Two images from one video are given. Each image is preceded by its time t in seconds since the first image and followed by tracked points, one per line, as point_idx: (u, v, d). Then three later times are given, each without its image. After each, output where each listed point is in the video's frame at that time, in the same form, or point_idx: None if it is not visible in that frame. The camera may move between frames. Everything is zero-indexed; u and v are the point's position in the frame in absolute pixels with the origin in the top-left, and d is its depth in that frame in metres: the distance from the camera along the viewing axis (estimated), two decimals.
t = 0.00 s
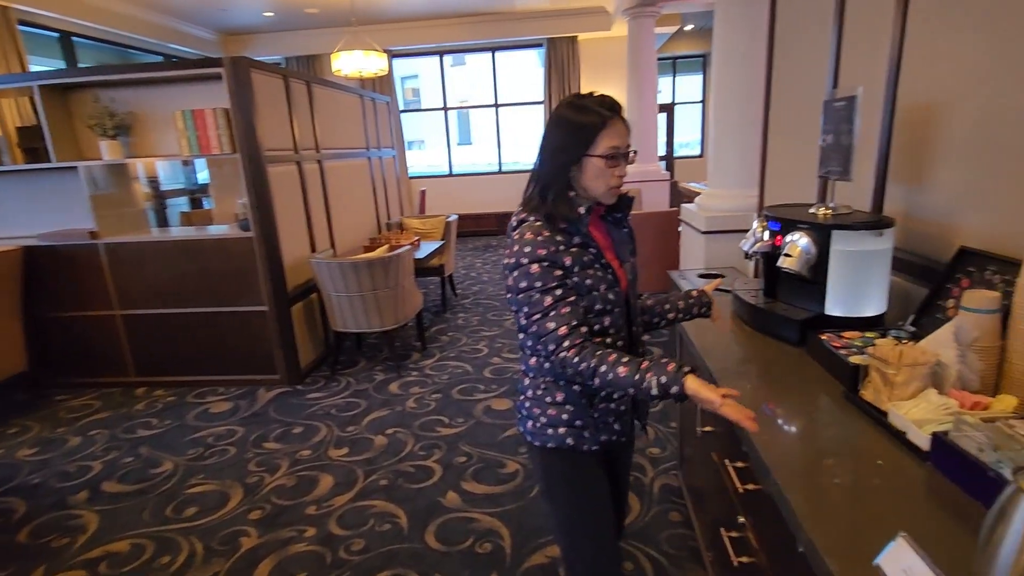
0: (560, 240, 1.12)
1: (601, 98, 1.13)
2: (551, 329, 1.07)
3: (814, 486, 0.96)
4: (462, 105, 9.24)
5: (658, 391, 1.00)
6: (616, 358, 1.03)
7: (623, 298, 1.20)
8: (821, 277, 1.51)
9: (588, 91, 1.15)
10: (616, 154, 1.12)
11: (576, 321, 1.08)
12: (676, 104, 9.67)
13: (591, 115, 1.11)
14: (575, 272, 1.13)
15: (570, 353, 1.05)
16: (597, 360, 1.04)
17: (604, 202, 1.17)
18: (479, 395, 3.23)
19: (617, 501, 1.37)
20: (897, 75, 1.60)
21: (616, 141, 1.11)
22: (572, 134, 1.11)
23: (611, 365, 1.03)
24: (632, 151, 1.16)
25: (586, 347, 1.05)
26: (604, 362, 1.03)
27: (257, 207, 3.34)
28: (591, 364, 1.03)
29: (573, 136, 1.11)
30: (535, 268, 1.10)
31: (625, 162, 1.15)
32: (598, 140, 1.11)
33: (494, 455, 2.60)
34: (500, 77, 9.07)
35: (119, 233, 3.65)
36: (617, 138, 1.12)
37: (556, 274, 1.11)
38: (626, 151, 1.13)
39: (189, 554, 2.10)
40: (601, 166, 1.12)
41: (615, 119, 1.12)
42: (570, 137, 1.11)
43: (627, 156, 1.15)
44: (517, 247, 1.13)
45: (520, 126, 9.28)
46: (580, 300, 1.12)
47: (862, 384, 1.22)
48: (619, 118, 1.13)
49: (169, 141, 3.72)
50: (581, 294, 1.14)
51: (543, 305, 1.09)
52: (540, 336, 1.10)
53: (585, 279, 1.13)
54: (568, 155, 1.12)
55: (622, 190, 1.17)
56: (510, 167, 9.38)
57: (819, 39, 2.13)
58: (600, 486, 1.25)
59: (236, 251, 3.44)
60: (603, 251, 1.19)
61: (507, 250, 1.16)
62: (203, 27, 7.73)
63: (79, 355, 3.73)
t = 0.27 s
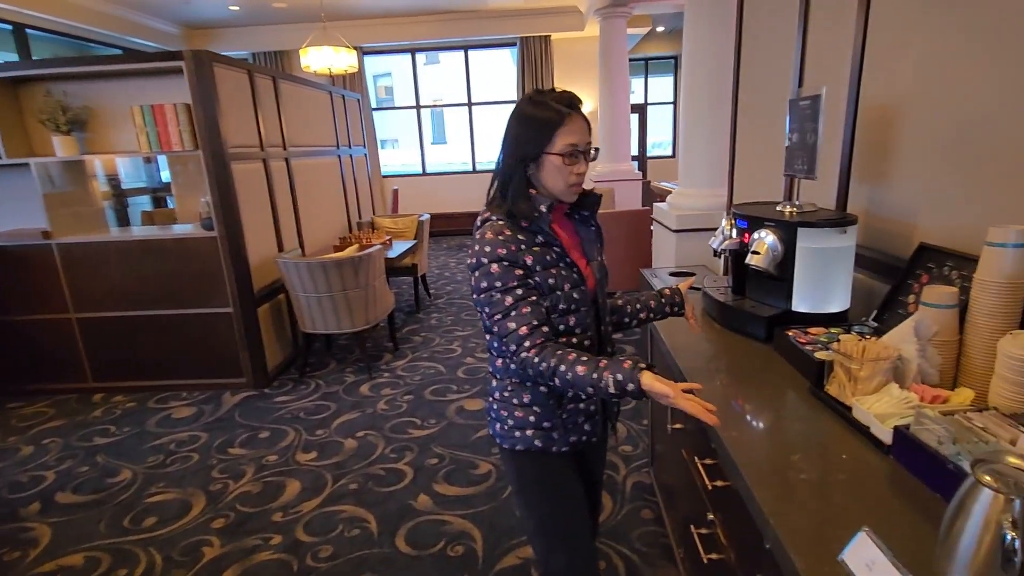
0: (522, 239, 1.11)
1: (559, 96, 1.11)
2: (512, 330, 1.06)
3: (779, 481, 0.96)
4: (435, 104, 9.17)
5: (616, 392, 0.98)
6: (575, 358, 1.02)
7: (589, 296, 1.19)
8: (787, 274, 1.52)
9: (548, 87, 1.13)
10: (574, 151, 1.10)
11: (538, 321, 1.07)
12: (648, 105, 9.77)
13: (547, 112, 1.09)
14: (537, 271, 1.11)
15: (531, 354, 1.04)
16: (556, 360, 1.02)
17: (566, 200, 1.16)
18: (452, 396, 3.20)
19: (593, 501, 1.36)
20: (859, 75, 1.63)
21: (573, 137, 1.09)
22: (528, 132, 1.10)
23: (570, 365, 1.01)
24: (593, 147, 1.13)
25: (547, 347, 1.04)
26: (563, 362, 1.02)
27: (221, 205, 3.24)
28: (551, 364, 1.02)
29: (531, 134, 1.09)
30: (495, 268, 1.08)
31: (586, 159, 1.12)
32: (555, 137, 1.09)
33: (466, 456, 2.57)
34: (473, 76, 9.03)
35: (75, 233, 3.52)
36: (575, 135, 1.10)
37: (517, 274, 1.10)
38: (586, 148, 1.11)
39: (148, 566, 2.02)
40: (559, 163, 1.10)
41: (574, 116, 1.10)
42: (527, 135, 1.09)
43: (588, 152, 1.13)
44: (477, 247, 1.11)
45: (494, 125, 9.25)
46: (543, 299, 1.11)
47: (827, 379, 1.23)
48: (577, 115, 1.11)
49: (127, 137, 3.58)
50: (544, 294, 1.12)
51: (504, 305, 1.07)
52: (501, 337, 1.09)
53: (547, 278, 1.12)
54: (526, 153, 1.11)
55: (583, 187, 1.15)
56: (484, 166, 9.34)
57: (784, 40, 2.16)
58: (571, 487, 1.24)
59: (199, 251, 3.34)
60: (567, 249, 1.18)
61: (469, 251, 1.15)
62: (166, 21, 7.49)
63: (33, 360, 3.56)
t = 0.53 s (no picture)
0: (488, 240, 1.08)
1: (519, 92, 1.09)
2: (478, 332, 1.05)
3: (747, 478, 0.97)
4: (403, 102, 9.05)
5: (577, 389, 0.97)
6: (538, 357, 1.00)
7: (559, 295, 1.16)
8: (756, 272, 1.54)
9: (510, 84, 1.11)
10: (535, 148, 1.08)
11: (505, 323, 1.05)
12: (616, 104, 9.86)
13: (505, 109, 1.07)
14: (503, 272, 1.09)
15: (497, 356, 1.03)
16: (521, 361, 1.01)
17: (532, 199, 1.13)
18: (425, 398, 3.16)
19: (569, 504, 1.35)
20: (822, 75, 1.66)
21: (532, 134, 1.07)
22: (487, 132, 1.08)
23: (533, 365, 1.00)
24: (556, 144, 1.11)
25: (513, 349, 1.03)
26: (527, 362, 1.00)
27: (180, 205, 3.12)
28: (515, 366, 1.01)
29: (490, 133, 1.07)
30: (460, 271, 1.06)
31: (548, 156, 1.10)
32: (513, 135, 1.07)
33: (441, 459, 2.54)
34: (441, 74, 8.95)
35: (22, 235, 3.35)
36: (535, 131, 1.07)
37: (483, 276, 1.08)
38: (547, 144, 1.09)
39: None
40: (519, 162, 1.08)
41: (533, 112, 1.08)
42: (486, 134, 1.07)
43: (551, 148, 1.10)
44: (443, 249, 1.10)
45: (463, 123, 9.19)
46: (511, 300, 1.09)
47: (797, 374, 1.25)
48: (537, 111, 1.09)
49: (77, 134, 3.41)
50: (512, 295, 1.10)
51: (470, 307, 1.05)
52: (469, 340, 1.07)
53: (515, 279, 1.10)
54: (487, 152, 1.09)
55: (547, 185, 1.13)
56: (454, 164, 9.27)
57: (749, 41, 2.19)
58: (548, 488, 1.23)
59: (157, 253, 3.21)
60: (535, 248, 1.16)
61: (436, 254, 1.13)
62: (119, 13, 7.18)
63: None
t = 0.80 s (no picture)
0: (460, 241, 1.04)
1: (490, 91, 1.07)
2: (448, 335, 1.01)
3: (724, 477, 0.97)
4: (363, 100, 8.88)
5: (551, 391, 0.95)
6: (509, 360, 0.98)
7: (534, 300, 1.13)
8: (725, 269, 1.57)
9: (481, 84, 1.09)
10: (507, 147, 1.05)
11: (474, 326, 1.02)
12: (579, 103, 9.94)
13: (475, 108, 1.04)
14: (475, 274, 1.05)
15: (465, 360, 1.00)
16: (490, 364, 0.98)
17: (506, 198, 1.10)
18: (394, 402, 3.10)
19: (547, 511, 1.33)
20: (784, 75, 1.70)
21: (503, 133, 1.05)
22: (459, 130, 1.05)
23: (503, 368, 0.97)
24: (528, 142, 1.09)
25: (482, 352, 1.00)
26: (497, 365, 0.97)
27: (129, 208, 2.97)
28: (485, 368, 0.98)
29: (461, 132, 1.05)
30: (431, 271, 1.02)
31: (520, 154, 1.07)
32: (484, 133, 1.04)
33: (412, 465, 2.49)
34: (403, 72, 8.82)
35: None
36: (506, 129, 1.05)
37: (454, 278, 1.04)
38: (519, 143, 1.06)
39: None
40: (491, 161, 1.06)
41: (503, 111, 1.05)
42: (460, 133, 1.05)
43: (523, 146, 1.08)
44: (414, 250, 1.06)
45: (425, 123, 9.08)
46: (481, 303, 1.05)
47: (769, 370, 1.26)
48: (508, 110, 1.06)
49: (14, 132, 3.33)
50: (482, 298, 1.06)
51: (439, 309, 1.02)
52: (439, 344, 1.04)
53: (486, 282, 1.06)
54: (458, 150, 1.06)
55: (521, 184, 1.10)
56: (417, 164, 9.16)
57: (711, 42, 2.23)
58: (523, 495, 1.20)
59: (105, 259, 3.04)
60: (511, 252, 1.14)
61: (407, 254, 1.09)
62: (58, 6, 6.79)
63: None
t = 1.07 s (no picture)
0: (443, 238, 1.02)
1: (472, 85, 1.04)
2: (431, 326, 0.96)
3: (707, 470, 0.98)
4: (320, 98, 8.65)
5: (543, 362, 0.90)
6: (496, 344, 0.93)
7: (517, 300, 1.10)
8: (700, 265, 1.59)
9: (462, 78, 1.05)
10: (491, 142, 1.03)
11: (458, 320, 0.97)
12: (540, 102, 9.98)
13: (457, 104, 1.02)
14: (457, 269, 1.02)
15: (450, 352, 0.94)
16: (476, 352, 0.92)
17: (489, 196, 1.08)
18: (364, 407, 3.03)
19: (531, 516, 1.31)
20: (750, 73, 1.73)
21: (488, 128, 1.02)
22: (441, 126, 1.02)
23: (492, 354, 0.91)
24: (511, 138, 1.06)
25: (467, 344, 0.94)
26: (483, 351, 0.92)
27: (74, 210, 2.79)
28: (471, 358, 0.92)
29: (442, 128, 1.02)
30: (412, 267, 0.99)
31: (504, 150, 1.05)
32: (466, 129, 1.01)
33: (386, 470, 2.44)
34: (361, 69, 8.64)
35: None
36: (490, 123, 1.02)
37: (436, 273, 1.00)
38: (503, 138, 1.04)
39: None
40: (473, 157, 1.03)
41: (485, 106, 1.02)
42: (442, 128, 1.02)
43: (506, 142, 1.05)
44: (395, 246, 1.02)
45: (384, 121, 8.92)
46: (465, 300, 1.01)
47: (747, 364, 1.29)
48: (492, 104, 1.04)
49: None
50: (466, 295, 1.03)
51: (421, 304, 0.98)
52: (419, 339, 0.98)
53: (470, 279, 1.03)
54: (439, 146, 1.03)
55: (504, 181, 1.08)
56: (378, 163, 9.00)
57: (676, 40, 2.25)
58: (504, 499, 1.18)
59: (47, 265, 2.85)
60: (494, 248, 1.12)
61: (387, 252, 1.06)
62: None
63: None
